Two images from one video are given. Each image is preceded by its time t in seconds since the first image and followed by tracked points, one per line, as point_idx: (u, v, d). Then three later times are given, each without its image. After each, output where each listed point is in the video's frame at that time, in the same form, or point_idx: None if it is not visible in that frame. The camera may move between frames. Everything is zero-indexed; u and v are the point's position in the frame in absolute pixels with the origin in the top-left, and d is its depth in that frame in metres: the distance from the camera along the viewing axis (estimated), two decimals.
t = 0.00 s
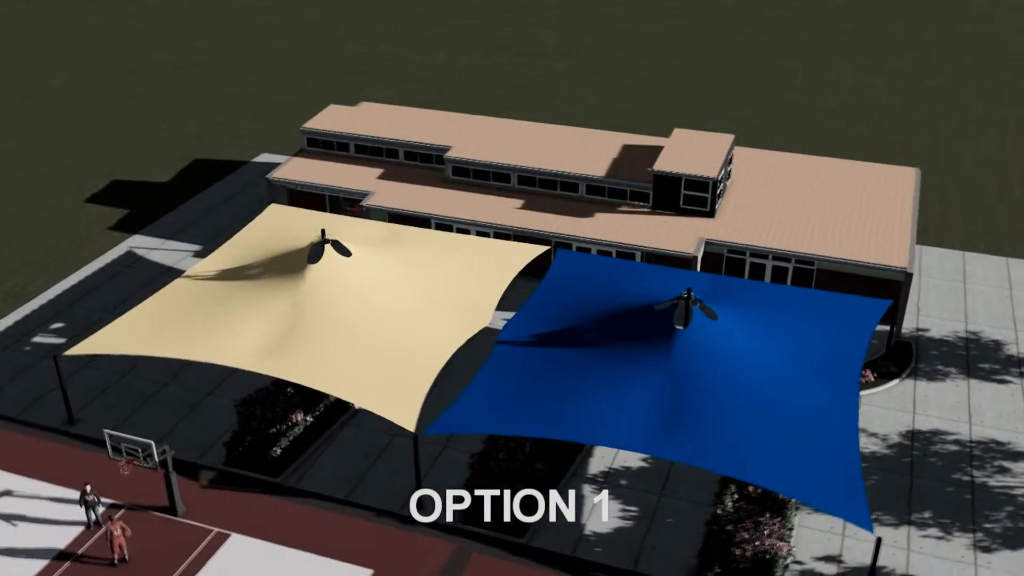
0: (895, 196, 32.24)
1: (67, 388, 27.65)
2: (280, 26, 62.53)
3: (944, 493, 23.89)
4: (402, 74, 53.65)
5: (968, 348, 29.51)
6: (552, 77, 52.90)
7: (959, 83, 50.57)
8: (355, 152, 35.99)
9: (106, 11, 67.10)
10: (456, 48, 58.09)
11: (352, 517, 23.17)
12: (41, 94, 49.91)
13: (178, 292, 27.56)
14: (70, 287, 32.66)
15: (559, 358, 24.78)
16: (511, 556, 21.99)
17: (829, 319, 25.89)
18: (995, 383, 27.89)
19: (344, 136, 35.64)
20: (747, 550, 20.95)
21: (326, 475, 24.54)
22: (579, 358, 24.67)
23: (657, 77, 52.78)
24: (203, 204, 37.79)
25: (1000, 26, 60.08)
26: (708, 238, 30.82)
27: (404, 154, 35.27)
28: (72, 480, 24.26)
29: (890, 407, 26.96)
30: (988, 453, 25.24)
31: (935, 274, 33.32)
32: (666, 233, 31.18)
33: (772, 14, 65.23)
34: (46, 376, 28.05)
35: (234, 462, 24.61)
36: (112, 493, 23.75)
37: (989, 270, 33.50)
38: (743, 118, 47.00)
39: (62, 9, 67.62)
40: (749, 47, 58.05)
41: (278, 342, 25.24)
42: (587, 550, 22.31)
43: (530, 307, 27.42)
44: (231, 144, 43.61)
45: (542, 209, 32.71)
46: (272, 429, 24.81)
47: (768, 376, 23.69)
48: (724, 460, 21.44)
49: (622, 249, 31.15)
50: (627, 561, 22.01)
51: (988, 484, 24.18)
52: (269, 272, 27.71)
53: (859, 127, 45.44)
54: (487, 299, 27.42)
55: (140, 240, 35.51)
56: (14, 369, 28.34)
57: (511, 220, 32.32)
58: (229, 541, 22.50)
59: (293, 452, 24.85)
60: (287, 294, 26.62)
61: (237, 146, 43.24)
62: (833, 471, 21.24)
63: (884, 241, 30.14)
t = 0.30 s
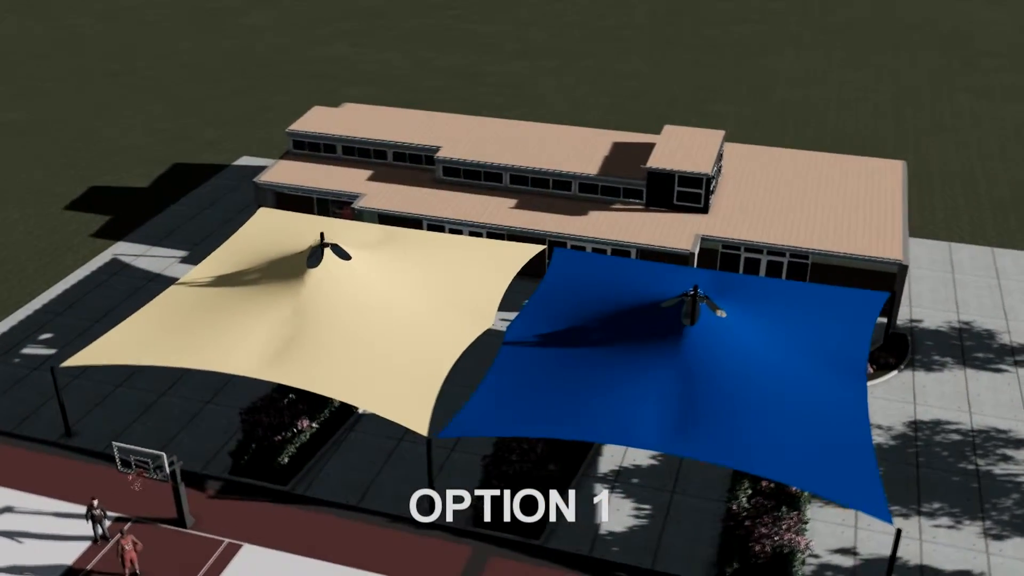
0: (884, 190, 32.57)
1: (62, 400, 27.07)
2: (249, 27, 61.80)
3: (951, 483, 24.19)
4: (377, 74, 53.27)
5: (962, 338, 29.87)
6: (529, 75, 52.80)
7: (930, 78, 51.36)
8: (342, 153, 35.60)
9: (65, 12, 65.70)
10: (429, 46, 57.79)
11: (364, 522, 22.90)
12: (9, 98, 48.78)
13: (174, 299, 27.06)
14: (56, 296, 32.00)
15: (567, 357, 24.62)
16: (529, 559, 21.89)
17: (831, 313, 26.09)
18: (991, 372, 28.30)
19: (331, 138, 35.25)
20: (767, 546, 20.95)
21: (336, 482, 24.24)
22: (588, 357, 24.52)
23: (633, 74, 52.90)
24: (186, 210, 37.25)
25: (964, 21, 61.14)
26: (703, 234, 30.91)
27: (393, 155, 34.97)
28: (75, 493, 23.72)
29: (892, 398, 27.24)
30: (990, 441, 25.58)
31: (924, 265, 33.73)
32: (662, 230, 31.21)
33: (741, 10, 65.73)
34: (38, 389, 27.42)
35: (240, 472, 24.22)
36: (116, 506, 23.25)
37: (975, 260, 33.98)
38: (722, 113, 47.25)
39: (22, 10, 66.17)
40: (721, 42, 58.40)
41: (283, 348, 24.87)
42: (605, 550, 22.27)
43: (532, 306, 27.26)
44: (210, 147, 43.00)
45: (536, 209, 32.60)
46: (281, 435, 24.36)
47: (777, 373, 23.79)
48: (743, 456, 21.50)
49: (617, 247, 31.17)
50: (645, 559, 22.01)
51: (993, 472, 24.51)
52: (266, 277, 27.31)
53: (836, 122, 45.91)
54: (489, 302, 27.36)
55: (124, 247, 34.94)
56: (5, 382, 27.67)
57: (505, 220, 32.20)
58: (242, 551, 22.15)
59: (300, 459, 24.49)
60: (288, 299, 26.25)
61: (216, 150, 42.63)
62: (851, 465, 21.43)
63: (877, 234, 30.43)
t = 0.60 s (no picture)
0: (873, 183, 32.90)
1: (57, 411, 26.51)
2: (218, 27, 60.99)
3: (957, 470, 24.49)
4: (352, 73, 52.80)
5: (955, 327, 30.26)
6: (505, 71, 52.64)
7: (901, 70, 52.02)
8: (329, 155, 35.22)
9: (30, 13, 64.34)
10: (402, 45, 57.42)
11: (378, 527, 22.69)
12: None
13: (170, 307, 26.60)
14: (42, 306, 31.32)
15: (575, 356, 24.54)
16: (547, 559, 21.79)
17: (833, 305, 26.27)
18: (985, 360, 28.72)
19: (318, 139, 34.87)
20: (786, 539, 21.00)
21: (345, 488, 23.99)
22: (596, 355, 24.44)
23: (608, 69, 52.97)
24: (169, 216, 36.69)
25: (930, 14, 62.00)
26: (698, 230, 31.02)
27: (381, 155, 34.68)
28: (78, 506, 23.17)
29: (891, 389, 27.53)
30: (990, 428, 25.95)
31: (911, 256, 34.15)
32: (656, 226, 31.29)
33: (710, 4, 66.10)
34: (32, 401, 26.84)
35: (247, 480, 23.96)
36: (121, 518, 22.76)
37: (961, 250, 34.47)
38: (700, 107, 47.42)
39: None
40: (694, 37, 58.65)
41: (287, 354, 24.53)
42: (622, 548, 22.27)
43: (534, 305, 27.14)
44: (188, 150, 42.36)
45: (530, 207, 32.50)
46: (287, 441, 24.10)
47: (785, 367, 23.92)
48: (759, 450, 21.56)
49: (611, 243, 31.17)
50: (662, 556, 22.04)
51: (995, 459, 24.86)
52: (264, 282, 26.93)
53: (814, 115, 46.33)
54: (491, 300, 27.09)
55: (108, 253, 34.29)
56: None
57: (499, 218, 32.05)
58: (254, 561, 21.78)
59: (308, 465, 24.21)
60: (289, 304, 25.87)
61: (195, 153, 42.01)
62: (865, 456, 21.59)
63: (870, 226, 30.71)
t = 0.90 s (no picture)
0: (862, 174, 33.22)
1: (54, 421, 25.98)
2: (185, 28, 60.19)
3: (960, 457, 24.83)
4: (326, 72, 52.35)
5: (947, 316, 30.68)
6: (480, 69, 52.52)
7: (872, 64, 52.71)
8: (316, 156, 34.87)
9: None
10: (375, 43, 57.05)
11: (392, 532, 22.56)
12: None
13: (168, 312, 26.16)
14: (28, 315, 30.65)
15: (583, 354, 24.49)
16: (565, 557, 21.77)
17: (833, 296, 26.47)
18: (979, 348, 29.14)
19: (305, 141, 34.52)
20: (803, 531, 21.08)
21: (357, 493, 23.77)
22: (603, 352, 24.45)
23: (583, 65, 53.04)
24: (152, 221, 36.16)
25: (896, 9, 62.87)
26: (692, 225, 31.17)
27: (369, 155, 34.41)
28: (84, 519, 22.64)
29: (890, 378, 27.85)
30: (990, 415, 26.32)
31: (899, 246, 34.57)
32: (651, 222, 31.36)
33: None
34: (26, 413, 26.28)
35: (256, 487, 23.60)
36: (130, 530, 22.28)
37: (946, 239, 34.95)
38: (679, 102, 47.66)
39: None
40: (665, 32, 58.92)
41: (293, 358, 24.23)
42: (638, 544, 22.29)
43: (536, 303, 27.04)
44: (166, 153, 41.73)
45: (523, 205, 32.44)
46: (299, 445, 23.58)
47: (792, 359, 24.09)
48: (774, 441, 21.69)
49: (605, 240, 31.20)
50: (680, 551, 22.08)
51: (997, 445, 25.22)
52: (263, 286, 26.59)
53: (790, 109, 46.78)
54: (493, 299, 26.92)
55: (93, 260, 33.67)
56: None
57: (492, 217, 31.95)
58: (270, 570, 21.55)
59: (317, 470, 23.93)
60: (291, 307, 25.57)
61: (174, 156, 41.41)
62: (878, 445, 21.82)
63: (861, 218, 31.06)
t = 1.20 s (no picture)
0: (849, 165, 33.56)
1: (52, 432, 25.47)
2: (153, 28, 59.28)
3: (963, 443, 25.23)
4: (300, 71, 51.84)
5: (938, 303, 31.12)
6: (455, 66, 52.36)
7: (843, 56, 53.34)
8: (304, 156, 34.52)
9: None
10: (347, 41, 56.63)
11: (407, 534, 22.42)
12: None
13: (168, 318, 25.76)
14: (16, 323, 30.00)
15: (591, 351, 24.52)
16: (583, 553, 21.81)
17: (834, 287, 26.73)
18: (971, 334, 29.59)
19: (292, 141, 34.16)
20: (820, 520, 21.30)
21: (368, 495, 23.65)
22: (611, 348, 24.50)
23: (559, 60, 53.07)
24: (136, 226, 35.60)
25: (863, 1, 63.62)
26: (687, 219, 31.26)
27: (358, 155, 34.13)
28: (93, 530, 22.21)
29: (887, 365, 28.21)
30: (987, 400, 26.79)
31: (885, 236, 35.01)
32: (645, 217, 31.43)
33: None
34: (23, 424, 25.76)
35: (266, 492, 23.37)
36: (141, 540, 21.90)
37: (931, 228, 35.42)
38: (657, 96, 47.86)
39: None
40: (637, 27, 59.17)
41: (301, 361, 24.00)
42: (655, 539, 22.36)
43: (539, 298, 26.99)
44: (145, 156, 41.09)
45: (516, 202, 32.38)
46: (307, 450, 23.34)
47: (799, 350, 24.28)
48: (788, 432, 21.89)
49: (599, 235, 31.20)
50: (697, 544, 22.19)
51: (997, 430, 25.68)
52: (263, 289, 26.29)
53: (767, 101, 47.16)
54: (495, 297, 26.81)
55: (78, 266, 33.05)
56: None
57: (485, 215, 31.84)
58: None
59: (327, 474, 23.71)
60: (294, 310, 25.31)
61: (153, 159, 40.78)
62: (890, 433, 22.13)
63: (851, 208, 31.38)
